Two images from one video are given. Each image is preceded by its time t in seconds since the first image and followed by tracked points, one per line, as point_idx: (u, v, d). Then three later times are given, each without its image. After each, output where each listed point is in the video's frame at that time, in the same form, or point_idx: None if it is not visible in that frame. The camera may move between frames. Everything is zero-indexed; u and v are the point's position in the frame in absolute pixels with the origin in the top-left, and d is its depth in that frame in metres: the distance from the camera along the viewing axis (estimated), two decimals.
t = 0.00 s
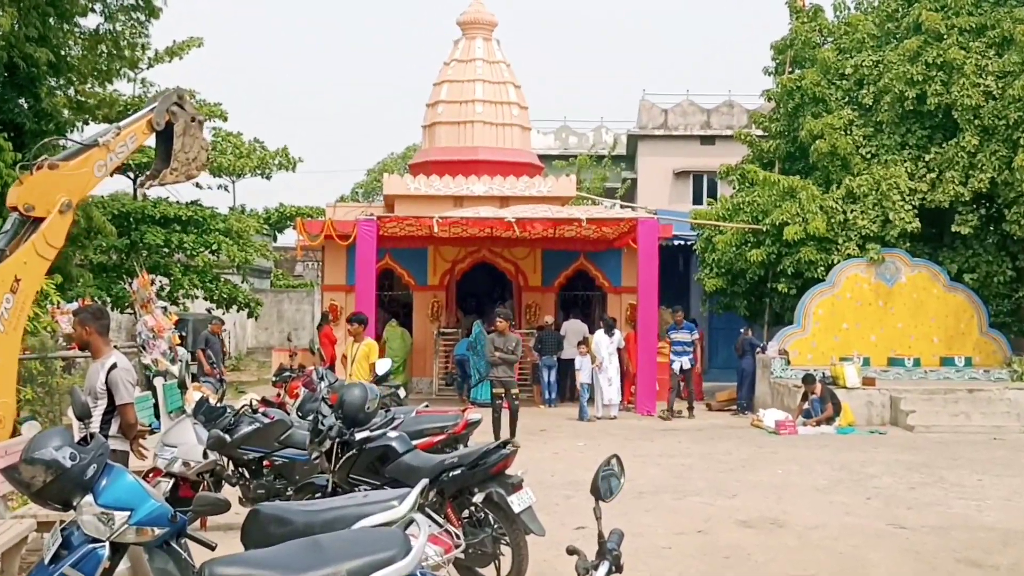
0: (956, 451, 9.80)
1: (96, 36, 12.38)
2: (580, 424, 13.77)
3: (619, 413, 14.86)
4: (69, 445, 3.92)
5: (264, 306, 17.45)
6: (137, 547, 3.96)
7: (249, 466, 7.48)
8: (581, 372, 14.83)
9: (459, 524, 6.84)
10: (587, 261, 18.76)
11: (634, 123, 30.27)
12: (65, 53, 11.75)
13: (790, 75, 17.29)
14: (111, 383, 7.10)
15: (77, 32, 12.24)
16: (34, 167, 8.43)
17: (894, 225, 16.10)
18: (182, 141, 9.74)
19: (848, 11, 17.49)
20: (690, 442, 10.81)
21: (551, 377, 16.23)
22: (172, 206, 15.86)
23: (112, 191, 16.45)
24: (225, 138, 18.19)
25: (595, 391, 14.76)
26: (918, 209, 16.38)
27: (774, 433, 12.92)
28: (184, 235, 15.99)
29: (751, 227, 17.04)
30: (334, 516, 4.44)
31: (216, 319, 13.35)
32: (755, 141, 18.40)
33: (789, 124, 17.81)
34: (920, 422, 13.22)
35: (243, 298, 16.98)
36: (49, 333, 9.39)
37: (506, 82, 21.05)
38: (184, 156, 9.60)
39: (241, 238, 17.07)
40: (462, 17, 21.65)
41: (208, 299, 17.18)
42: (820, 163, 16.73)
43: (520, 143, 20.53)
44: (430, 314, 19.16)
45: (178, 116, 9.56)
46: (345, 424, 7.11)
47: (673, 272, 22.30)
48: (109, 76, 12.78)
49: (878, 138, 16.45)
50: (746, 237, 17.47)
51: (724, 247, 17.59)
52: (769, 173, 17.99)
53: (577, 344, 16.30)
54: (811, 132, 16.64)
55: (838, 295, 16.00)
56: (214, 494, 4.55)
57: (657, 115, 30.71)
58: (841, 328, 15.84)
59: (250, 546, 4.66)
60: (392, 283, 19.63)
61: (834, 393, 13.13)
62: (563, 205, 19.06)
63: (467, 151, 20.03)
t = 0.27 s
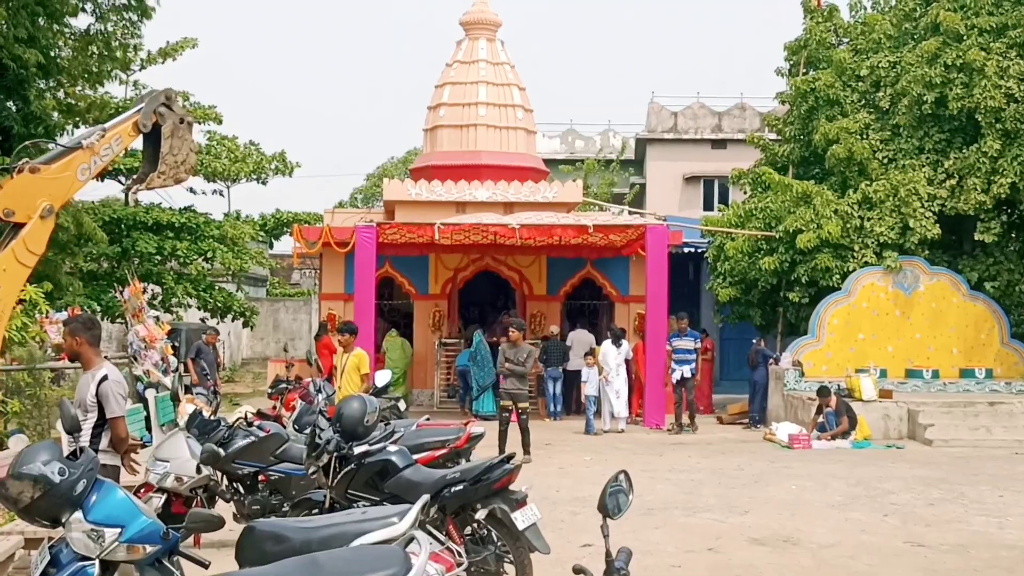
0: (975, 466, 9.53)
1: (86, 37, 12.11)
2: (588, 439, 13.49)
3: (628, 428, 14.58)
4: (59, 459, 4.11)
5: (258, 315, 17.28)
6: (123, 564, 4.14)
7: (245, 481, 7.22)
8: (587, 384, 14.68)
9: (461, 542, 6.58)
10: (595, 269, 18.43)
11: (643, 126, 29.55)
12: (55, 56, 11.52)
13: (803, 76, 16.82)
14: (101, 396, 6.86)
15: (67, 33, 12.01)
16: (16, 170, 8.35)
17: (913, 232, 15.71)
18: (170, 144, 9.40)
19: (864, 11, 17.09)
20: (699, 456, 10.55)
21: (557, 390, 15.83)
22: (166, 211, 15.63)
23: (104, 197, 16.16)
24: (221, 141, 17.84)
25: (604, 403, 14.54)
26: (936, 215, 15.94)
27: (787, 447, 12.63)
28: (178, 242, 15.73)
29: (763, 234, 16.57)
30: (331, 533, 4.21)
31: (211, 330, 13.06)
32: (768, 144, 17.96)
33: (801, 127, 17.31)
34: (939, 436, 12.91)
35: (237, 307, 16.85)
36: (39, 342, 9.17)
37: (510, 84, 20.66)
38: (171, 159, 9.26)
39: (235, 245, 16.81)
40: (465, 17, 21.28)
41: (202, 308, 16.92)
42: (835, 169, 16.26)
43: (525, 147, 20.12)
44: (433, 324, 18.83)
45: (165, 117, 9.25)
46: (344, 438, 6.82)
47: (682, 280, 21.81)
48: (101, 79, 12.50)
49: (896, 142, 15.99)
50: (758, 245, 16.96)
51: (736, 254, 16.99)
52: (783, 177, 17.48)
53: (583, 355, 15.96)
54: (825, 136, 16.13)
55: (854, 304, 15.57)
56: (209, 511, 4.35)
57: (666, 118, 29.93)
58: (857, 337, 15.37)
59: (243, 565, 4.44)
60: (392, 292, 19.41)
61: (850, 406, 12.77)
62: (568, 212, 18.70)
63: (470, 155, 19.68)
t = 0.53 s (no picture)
0: (985, 478, 9.41)
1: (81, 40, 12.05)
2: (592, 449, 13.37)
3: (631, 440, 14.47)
4: (53, 471, 4.07)
5: (256, 324, 17.09)
6: None
7: (243, 493, 7.07)
8: (592, 394, 14.48)
9: (462, 557, 6.44)
10: (598, 276, 18.25)
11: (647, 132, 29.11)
12: (50, 60, 11.55)
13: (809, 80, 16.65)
14: (96, 407, 6.70)
15: (62, 36, 11.99)
16: None
17: (922, 239, 15.46)
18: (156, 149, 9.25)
19: (872, 14, 17.09)
20: (704, 468, 10.42)
21: (559, 400, 15.79)
22: (163, 219, 15.61)
23: (101, 204, 16.07)
24: (218, 146, 17.81)
25: (608, 413, 14.36)
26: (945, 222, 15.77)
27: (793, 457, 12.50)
28: (173, 250, 15.69)
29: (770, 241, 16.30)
30: (332, 546, 4.05)
31: (206, 339, 12.89)
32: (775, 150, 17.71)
33: (808, 133, 17.05)
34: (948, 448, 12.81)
35: (234, 316, 16.61)
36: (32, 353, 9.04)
37: (512, 89, 20.42)
38: (156, 164, 9.10)
39: (233, 252, 16.80)
40: (466, 20, 21.04)
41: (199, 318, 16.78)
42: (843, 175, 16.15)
43: (527, 153, 19.93)
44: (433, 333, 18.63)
45: (150, 122, 9.13)
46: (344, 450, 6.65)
47: (688, 288, 21.58)
48: (96, 83, 12.42)
49: (904, 147, 15.83)
50: (764, 252, 16.77)
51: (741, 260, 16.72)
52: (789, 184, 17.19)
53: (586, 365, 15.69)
54: (833, 141, 15.95)
55: (862, 313, 15.31)
56: (205, 524, 4.28)
57: (672, 123, 29.44)
58: (865, 346, 15.15)
59: None
60: (391, 300, 19.13)
61: (857, 417, 12.67)
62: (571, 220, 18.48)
63: (470, 160, 19.49)
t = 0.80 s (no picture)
0: (993, 492, 9.32)
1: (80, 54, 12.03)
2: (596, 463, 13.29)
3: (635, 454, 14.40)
4: (51, 488, 4.19)
5: (257, 336, 17.08)
6: None
7: (242, 509, 7.02)
8: (597, 408, 14.36)
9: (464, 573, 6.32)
10: (603, 289, 18.28)
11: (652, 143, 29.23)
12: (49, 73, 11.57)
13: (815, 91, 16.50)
14: (98, 421, 6.64)
15: (62, 48, 11.99)
16: None
17: (928, 251, 15.37)
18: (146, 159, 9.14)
19: (879, 25, 16.94)
20: (709, 481, 10.36)
21: (563, 413, 15.57)
22: (164, 230, 15.58)
23: (101, 215, 16.03)
24: (219, 158, 17.65)
25: (614, 426, 14.26)
26: (952, 234, 15.67)
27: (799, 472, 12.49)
28: (174, 262, 15.64)
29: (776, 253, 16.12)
30: (334, 561, 3.99)
31: (207, 353, 12.86)
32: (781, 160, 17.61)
33: (815, 144, 16.94)
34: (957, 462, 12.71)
35: (236, 328, 16.63)
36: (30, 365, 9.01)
37: (515, 101, 20.30)
38: (147, 177, 9.02)
39: (235, 264, 16.68)
40: (469, 31, 20.94)
41: (199, 331, 16.69)
42: (849, 187, 15.99)
43: (530, 165, 19.85)
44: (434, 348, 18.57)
45: (141, 133, 9.01)
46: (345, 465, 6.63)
47: (693, 302, 21.47)
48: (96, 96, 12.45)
49: (911, 159, 15.79)
50: (770, 265, 16.68)
51: (745, 273, 16.74)
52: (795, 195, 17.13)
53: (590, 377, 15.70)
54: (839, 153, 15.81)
55: (869, 327, 15.23)
56: (204, 540, 4.44)
57: (675, 134, 29.57)
58: (872, 360, 15.07)
59: None
60: (394, 313, 18.94)
61: (864, 431, 12.60)
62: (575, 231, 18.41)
63: (473, 172, 19.44)
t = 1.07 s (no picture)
0: (999, 509, 9.28)
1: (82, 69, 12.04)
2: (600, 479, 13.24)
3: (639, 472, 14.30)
4: (54, 505, 4.14)
5: (259, 351, 17.02)
6: None
7: (244, 525, 6.97)
8: (600, 424, 14.53)
9: None
10: (605, 304, 18.26)
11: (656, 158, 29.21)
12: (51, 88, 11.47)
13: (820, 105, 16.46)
14: (99, 437, 6.61)
15: (64, 62, 11.96)
16: None
17: (933, 266, 15.32)
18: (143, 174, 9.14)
19: (882, 40, 16.91)
20: (713, 499, 10.30)
21: (567, 429, 15.56)
22: (165, 245, 15.53)
23: (102, 230, 16.01)
24: (221, 172, 16.87)
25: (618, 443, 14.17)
26: (957, 249, 15.61)
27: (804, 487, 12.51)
28: (175, 276, 15.62)
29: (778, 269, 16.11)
30: None
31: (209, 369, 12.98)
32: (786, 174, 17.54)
33: (818, 159, 16.91)
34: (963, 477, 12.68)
35: (237, 344, 16.47)
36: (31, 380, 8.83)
37: (518, 115, 20.26)
38: (145, 190, 8.96)
39: (238, 279, 16.52)
40: (472, 46, 20.88)
41: (200, 347, 16.55)
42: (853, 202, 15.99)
43: (532, 179, 19.83)
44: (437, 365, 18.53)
45: (138, 147, 9.03)
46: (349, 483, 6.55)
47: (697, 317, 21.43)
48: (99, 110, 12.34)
49: (916, 174, 15.76)
50: (774, 281, 16.65)
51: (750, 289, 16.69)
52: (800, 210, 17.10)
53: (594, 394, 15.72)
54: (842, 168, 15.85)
55: (874, 342, 15.16)
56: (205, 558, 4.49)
57: (680, 149, 29.57)
58: (876, 376, 15.01)
59: None
60: (396, 329, 18.98)
61: (869, 447, 12.51)
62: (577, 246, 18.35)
63: (476, 186, 19.43)
